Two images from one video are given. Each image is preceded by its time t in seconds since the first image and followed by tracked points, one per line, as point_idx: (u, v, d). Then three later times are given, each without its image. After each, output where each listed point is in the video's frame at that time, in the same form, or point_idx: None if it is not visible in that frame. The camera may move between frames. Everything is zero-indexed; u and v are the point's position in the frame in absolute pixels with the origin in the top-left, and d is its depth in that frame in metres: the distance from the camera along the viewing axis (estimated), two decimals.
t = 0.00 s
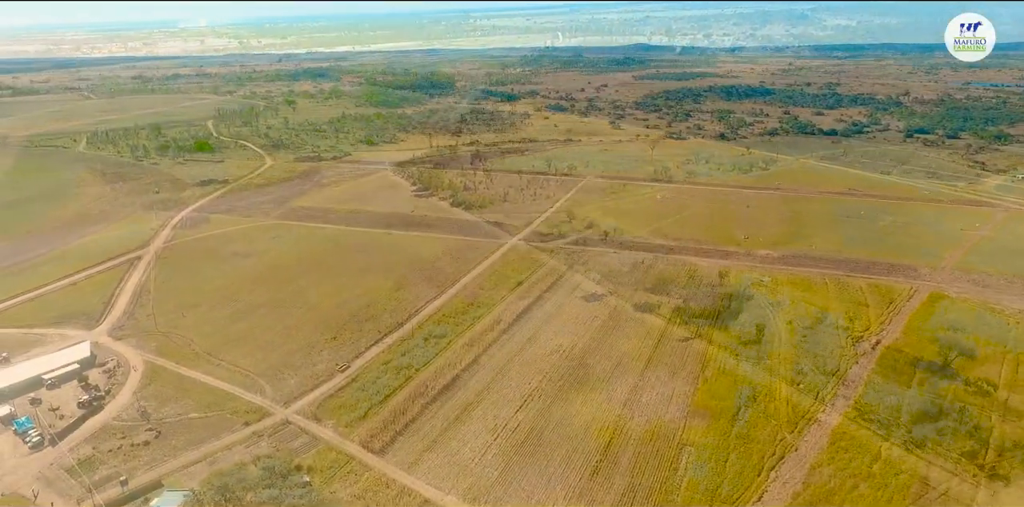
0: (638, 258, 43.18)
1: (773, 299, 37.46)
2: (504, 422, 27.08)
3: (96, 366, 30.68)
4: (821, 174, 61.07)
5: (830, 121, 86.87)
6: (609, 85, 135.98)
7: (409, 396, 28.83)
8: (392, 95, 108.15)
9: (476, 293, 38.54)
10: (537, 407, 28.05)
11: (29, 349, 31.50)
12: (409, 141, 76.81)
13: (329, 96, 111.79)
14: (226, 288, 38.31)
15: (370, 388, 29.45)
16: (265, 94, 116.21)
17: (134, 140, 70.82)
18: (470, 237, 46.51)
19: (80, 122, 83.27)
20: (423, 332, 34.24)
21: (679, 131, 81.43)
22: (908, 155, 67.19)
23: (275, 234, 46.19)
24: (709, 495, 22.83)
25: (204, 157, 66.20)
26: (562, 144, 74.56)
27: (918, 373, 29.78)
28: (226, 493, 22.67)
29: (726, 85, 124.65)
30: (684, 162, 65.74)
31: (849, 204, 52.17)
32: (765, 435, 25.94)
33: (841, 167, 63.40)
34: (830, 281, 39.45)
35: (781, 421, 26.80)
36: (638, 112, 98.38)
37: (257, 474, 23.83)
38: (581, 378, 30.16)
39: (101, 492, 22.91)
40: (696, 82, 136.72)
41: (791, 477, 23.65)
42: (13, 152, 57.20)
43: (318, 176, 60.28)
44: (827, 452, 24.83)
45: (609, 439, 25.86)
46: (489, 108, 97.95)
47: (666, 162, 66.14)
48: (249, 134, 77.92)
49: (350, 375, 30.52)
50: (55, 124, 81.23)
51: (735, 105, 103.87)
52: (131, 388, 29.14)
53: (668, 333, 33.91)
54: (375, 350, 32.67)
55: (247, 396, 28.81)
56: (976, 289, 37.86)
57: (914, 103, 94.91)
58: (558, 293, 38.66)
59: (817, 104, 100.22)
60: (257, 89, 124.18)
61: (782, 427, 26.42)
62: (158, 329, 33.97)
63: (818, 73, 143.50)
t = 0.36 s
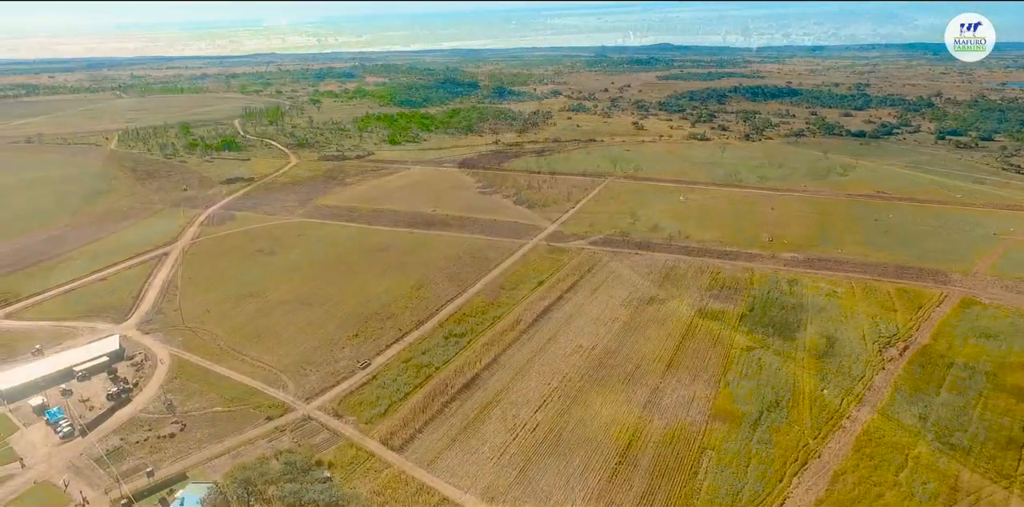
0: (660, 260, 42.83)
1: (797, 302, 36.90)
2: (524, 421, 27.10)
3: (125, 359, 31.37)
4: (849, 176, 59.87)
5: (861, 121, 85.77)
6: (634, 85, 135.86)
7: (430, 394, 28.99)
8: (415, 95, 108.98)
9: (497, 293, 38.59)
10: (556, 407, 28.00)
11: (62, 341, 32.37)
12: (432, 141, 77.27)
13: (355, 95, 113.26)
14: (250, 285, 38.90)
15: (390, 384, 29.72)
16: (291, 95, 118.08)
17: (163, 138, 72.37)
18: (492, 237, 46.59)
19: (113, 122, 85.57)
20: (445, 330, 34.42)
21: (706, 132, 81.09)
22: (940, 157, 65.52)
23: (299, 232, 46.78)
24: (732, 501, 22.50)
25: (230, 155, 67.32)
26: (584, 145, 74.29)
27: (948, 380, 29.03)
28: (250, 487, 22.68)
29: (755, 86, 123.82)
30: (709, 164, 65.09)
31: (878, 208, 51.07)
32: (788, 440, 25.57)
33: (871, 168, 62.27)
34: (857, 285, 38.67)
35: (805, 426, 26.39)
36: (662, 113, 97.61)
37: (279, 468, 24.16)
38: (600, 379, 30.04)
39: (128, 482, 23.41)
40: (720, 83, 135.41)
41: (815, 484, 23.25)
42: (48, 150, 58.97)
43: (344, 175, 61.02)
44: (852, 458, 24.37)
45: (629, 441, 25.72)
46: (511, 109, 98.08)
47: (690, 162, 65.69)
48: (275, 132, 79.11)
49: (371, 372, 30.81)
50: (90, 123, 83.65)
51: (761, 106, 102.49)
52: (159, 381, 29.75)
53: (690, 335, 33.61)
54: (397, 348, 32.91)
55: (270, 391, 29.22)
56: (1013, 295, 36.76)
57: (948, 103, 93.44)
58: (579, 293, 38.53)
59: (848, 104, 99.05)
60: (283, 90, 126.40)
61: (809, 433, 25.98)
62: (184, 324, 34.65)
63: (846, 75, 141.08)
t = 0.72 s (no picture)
0: (681, 261, 42.46)
1: (822, 306, 36.36)
2: (542, 421, 27.06)
3: (151, 353, 31.98)
4: (877, 178, 58.83)
5: (889, 122, 84.51)
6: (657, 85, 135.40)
7: (448, 393, 29.07)
8: (438, 93, 109.65)
9: (517, 292, 38.62)
10: (575, 408, 27.90)
11: (90, 334, 33.12)
12: (454, 140, 77.63)
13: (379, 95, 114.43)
14: (273, 281, 39.41)
15: (409, 382, 29.86)
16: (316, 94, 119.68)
17: (191, 136, 73.82)
18: (512, 237, 46.61)
19: (144, 119, 87.62)
20: (464, 329, 34.52)
21: (730, 132, 80.53)
22: (972, 159, 64.04)
23: (322, 230, 47.32)
24: None
25: (255, 153, 68.34)
26: (606, 145, 74.10)
27: (978, 388, 28.32)
28: (270, 481, 21.83)
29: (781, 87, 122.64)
30: (733, 165, 64.45)
31: (906, 211, 50.02)
32: (810, 445, 25.17)
33: (899, 170, 61.17)
34: (883, 290, 37.92)
35: (827, 432, 25.96)
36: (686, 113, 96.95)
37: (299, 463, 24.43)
38: (619, 381, 29.87)
39: (153, 474, 23.85)
40: (745, 84, 134.28)
41: (838, 491, 22.84)
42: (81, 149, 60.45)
43: (367, 173, 61.59)
44: (877, 465, 23.90)
45: (647, 443, 25.51)
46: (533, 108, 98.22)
47: (714, 163, 65.16)
48: (300, 131, 80.22)
49: (390, 370, 31.02)
50: (122, 122, 85.82)
51: (786, 107, 101.21)
52: (183, 375, 30.28)
53: (711, 338, 33.28)
54: (417, 346, 33.11)
55: (291, 387, 29.56)
56: None
57: (982, 104, 91.64)
58: (599, 294, 38.38)
59: (876, 104, 97.71)
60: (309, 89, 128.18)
61: (831, 439, 25.58)
62: (209, 320, 35.22)
63: (873, 76, 138.89)
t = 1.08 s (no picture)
0: (701, 263, 42.09)
1: (844, 310, 35.79)
2: (558, 422, 27.01)
3: (174, 348, 32.48)
4: (902, 180, 57.72)
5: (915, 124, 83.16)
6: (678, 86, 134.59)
7: (466, 391, 29.14)
8: (457, 93, 110.01)
9: (535, 292, 38.61)
10: (592, 410, 27.78)
11: (116, 329, 33.77)
12: (473, 140, 77.82)
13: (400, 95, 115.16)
14: (293, 279, 39.85)
15: (428, 381, 29.99)
16: (337, 93, 120.83)
17: (215, 135, 74.91)
18: (529, 237, 46.56)
19: (169, 118, 89.09)
20: (483, 329, 34.58)
21: (752, 132, 79.85)
22: (1001, 162, 62.68)
23: (341, 228, 47.73)
24: None
25: (277, 152, 69.15)
26: (626, 145, 73.72)
27: (1005, 396, 27.66)
28: (290, 476, 21.95)
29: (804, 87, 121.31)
30: (754, 166, 63.73)
31: (933, 214, 49.01)
32: (831, 451, 24.82)
33: (926, 172, 60.07)
34: (907, 294, 37.21)
35: (849, 438, 25.59)
36: (706, 113, 96.10)
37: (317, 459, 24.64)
38: (637, 382, 29.69)
39: (175, 467, 24.23)
40: (767, 84, 132.95)
41: (859, 498, 22.48)
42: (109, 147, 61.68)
43: (387, 172, 62.01)
44: (900, 473, 23.45)
45: (664, 446, 25.33)
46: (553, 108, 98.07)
47: (735, 164, 64.60)
48: (321, 130, 80.98)
49: (409, 368, 31.19)
50: (148, 120, 87.41)
51: (809, 107, 99.80)
52: (205, 370, 30.73)
53: (730, 341, 32.94)
54: (435, 345, 33.23)
55: (310, 383, 29.87)
56: None
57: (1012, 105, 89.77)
58: (617, 295, 38.19)
59: (903, 104, 96.17)
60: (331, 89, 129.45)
61: (852, 445, 25.18)
62: (231, 316, 35.72)
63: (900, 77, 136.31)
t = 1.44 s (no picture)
0: (725, 265, 41.59)
1: (872, 315, 35.05)
2: (579, 423, 26.88)
3: (202, 343, 33.07)
4: (934, 183, 56.39)
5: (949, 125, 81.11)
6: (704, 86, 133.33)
7: (486, 391, 29.18)
8: (481, 93, 110.23)
9: (557, 292, 38.55)
10: (613, 412, 27.58)
11: (146, 323, 34.49)
12: (496, 140, 77.93)
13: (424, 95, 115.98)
14: (317, 276, 40.31)
15: (449, 379, 30.10)
16: (362, 93, 122.06)
17: (243, 133, 76.21)
18: (551, 237, 46.49)
19: (199, 117, 90.90)
20: (504, 328, 34.60)
21: (779, 133, 78.73)
22: None
23: (365, 226, 48.14)
24: None
25: (303, 151, 70.00)
26: (649, 145, 73.14)
27: None
28: (311, 471, 22.02)
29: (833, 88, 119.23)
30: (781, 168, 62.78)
31: (966, 218, 47.76)
32: (858, 458, 24.31)
33: (959, 175, 58.57)
34: (938, 299, 36.31)
35: (876, 446, 25.04)
36: (732, 114, 94.91)
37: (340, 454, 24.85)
38: (658, 385, 29.42)
39: (201, 459, 24.65)
40: (795, 84, 130.96)
41: None
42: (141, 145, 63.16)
43: (411, 171, 62.44)
44: (929, 483, 22.87)
45: (686, 450, 25.06)
46: (576, 108, 97.77)
47: (760, 165, 63.79)
48: (346, 129, 81.78)
49: (430, 366, 31.34)
50: (179, 119, 89.17)
51: (838, 108, 98.00)
52: (231, 365, 31.21)
53: (754, 344, 32.47)
54: (456, 344, 33.33)
55: (333, 380, 30.18)
56: None
57: None
58: (639, 297, 37.91)
59: (936, 105, 93.88)
60: (357, 88, 130.85)
61: (879, 452, 24.64)
62: (257, 312, 36.24)
63: (932, 77, 133.17)
